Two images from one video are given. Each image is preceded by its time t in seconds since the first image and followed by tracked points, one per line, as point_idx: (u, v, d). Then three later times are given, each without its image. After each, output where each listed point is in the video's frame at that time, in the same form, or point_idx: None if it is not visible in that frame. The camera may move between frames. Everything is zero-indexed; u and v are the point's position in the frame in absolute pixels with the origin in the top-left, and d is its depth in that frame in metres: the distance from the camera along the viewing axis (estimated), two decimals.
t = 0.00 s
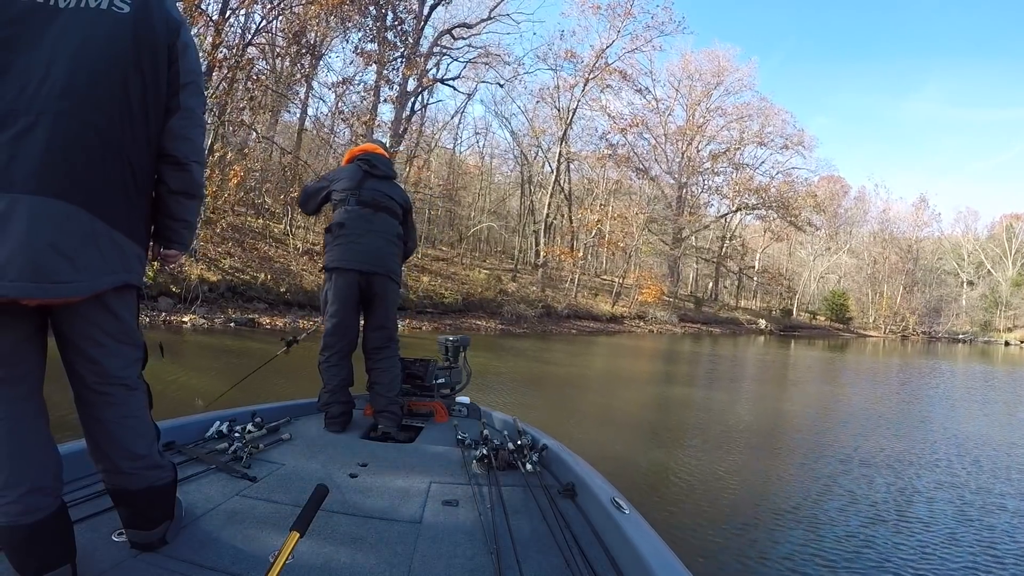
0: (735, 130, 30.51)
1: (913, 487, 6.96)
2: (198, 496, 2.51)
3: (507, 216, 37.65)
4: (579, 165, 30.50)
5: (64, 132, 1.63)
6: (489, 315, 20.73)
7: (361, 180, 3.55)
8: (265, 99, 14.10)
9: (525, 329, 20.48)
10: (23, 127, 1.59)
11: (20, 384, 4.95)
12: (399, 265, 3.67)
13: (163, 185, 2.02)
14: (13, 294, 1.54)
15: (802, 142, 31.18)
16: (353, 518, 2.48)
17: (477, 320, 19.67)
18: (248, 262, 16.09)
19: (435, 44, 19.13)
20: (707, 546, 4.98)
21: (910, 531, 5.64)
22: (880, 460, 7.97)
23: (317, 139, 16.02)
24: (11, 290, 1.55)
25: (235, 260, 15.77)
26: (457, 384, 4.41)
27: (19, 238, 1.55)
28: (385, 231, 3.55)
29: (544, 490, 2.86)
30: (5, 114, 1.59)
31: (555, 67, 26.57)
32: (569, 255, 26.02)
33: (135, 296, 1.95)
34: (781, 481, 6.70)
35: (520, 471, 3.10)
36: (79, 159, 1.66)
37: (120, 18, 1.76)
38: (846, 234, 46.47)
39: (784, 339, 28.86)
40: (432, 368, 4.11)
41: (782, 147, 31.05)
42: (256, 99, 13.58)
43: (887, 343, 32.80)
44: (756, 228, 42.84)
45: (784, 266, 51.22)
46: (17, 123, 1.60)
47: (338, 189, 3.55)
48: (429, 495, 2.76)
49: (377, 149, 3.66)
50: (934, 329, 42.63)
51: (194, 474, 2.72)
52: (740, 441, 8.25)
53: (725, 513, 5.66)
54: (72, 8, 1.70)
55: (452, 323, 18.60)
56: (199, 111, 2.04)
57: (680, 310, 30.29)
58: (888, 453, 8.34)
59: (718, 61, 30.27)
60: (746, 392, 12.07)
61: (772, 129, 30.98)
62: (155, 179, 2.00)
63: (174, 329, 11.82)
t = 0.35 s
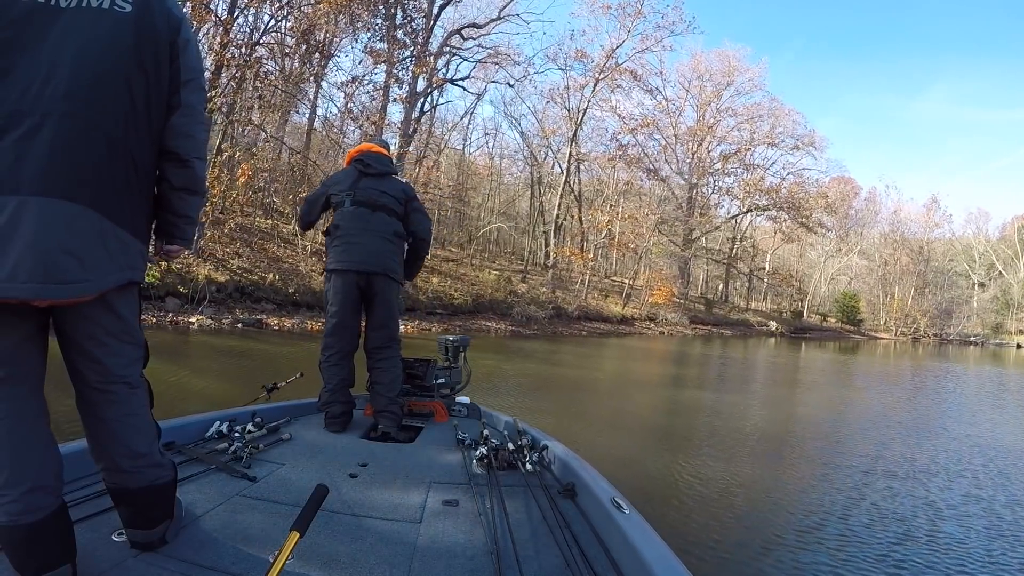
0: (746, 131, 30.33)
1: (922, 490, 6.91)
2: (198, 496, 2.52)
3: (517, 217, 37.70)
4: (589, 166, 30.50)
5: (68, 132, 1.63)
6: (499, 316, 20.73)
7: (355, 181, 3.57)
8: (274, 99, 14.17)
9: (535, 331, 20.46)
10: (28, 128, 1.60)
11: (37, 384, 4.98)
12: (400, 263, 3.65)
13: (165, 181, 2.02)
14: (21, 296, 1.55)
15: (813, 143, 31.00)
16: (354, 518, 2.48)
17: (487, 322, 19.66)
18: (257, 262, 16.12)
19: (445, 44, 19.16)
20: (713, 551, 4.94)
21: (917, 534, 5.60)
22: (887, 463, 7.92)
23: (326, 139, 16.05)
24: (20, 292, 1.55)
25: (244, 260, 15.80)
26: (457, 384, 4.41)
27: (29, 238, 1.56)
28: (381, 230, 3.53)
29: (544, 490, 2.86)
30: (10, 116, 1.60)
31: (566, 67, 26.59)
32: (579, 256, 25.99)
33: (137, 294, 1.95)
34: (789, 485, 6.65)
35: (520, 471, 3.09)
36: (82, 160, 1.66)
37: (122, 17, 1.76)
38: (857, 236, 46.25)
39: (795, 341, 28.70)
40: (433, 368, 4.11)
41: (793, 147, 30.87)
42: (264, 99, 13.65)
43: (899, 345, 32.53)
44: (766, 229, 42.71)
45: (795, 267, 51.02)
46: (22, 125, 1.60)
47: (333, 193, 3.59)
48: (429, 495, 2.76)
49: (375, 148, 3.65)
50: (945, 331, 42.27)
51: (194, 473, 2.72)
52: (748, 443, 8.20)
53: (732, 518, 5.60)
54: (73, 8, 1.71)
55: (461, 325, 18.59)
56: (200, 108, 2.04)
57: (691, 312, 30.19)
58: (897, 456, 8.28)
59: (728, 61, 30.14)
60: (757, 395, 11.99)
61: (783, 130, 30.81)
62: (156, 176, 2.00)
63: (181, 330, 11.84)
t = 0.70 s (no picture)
0: (755, 129, 30.13)
1: (930, 492, 6.88)
2: (199, 496, 2.52)
3: (526, 217, 37.70)
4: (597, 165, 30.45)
5: (70, 133, 1.63)
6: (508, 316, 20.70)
7: (356, 180, 3.55)
8: (282, 98, 14.19)
9: (545, 331, 20.41)
10: (27, 127, 1.59)
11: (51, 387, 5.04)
12: (399, 263, 3.65)
13: (164, 180, 2.03)
14: (22, 295, 1.55)
15: (823, 141, 30.80)
16: (353, 518, 2.48)
17: (496, 322, 19.64)
18: (265, 262, 16.14)
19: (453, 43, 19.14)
20: (719, 552, 4.89)
21: (923, 535, 5.57)
22: (894, 464, 7.86)
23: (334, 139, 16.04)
24: (21, 291, 1.55)
25: (251, 261, 15.84)
26: (457, 384, 4.41)
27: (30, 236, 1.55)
28: (382, 231, 3.53)
29: (544, 490, 2.86)
30: (11, 114, 1.59)
31: (574, 66, 26.56)
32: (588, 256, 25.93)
33: (136, 293, 1.95)
34: (796, 487, 6.60)
35: (520, 471, 3.09)
36: (82, 161, 1.66)
37: (122, 16, 1.76)
38: (868, 235, 45.98)
39: (806, 342, 28.53)
40: (432, 368, 4.11)
41: (803, 145, 30.65)
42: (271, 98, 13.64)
43: (911, 345, 32.29)
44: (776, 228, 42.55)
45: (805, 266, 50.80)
46: (21, 124, 1.60)
47: (333, 189, 3.55)
48: (429, 495, 2.75)
49: (377, 145, 3.63)
50: (957, 330, 41.92)
51: (194, 473, 2.72)
52: (756, 444, 8.14)
53: (739, 519, 5.55)
54: (73, 7, 1.70)
55: (471, 325, 18.57)
56: (199, 108, 2.03)
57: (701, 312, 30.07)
58: (905, 458, 8.22)
59: (737, 59, 29.98)
60: (767, 396, 11.91)
61: (793, 128, 30.62)
62: (155, 175, 2.00)
63: (189, 331, 11.86)
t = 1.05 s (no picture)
0: (764, 127, 30.00)
1: (938, 492, 6.83)
2: (199, 496, 2.52)
3: (534, 216, 37.70)
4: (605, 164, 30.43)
5: (70, 131, 1.62)
6: (518, 316, 20.69)
7: (354, 181, 3.55)
8: (289, 97, 14.21)
9: (555, 331, 20.38)
10: (27, 126, 1.58)
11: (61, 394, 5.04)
12: (401, 262, 3.63)
13: (162, 179, 2.02)
14: (23, 294, 1.55)
15: (833, 138, 30.65)
16: (354, 518, 2.47)
17: (506, 322, 19.63)
18: (273, 263, 16.17)
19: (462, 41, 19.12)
20: (727, 554, 4.85)
21: (927, 536, 5.54)
22: (900, 464, 7.82)
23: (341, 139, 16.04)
24: (20, 289, 1.55)
25: (259, 261, 15.87)
26: (457, 384, 4.41)
27: (30, 233, 1.55)
28: (381, 230, 3.53)
29: (544, 490, 2.85)
30: (10, 111, 1.58)
31: (582, 64, 26.56)
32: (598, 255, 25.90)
33: (135, 293, 1.95)
34: (803, 488, 6.56)
35: (519, 471, 3.09)
36: (82, 159, 1.65)
37: (122, 16, 1.76)
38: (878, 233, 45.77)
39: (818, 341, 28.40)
40: (432, 368, 4.11)
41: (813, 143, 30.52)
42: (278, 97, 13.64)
43: (922, 344, 32.12)
44: (785, 228, 42.42)
45: (815, 266, 50.64)
46: (22, 121, 1.59)
47: (333, 191, 3.57)
48: (428, 495, 2.75)
49: (374, 142, 3.62)
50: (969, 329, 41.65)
51: (194, 473, 2.73)
52: (765, 445, 8.09)
53: (746, 521, 5.51)
54: (73, 5, 1.69)
55: (480, 325, 18.58)
56: (198, 106, 2.03)
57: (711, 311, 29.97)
58: (912, 458, 8.18)
59: (745, 57, 29.89)
60: (777, 397, 11.85)
61: (802, 126, 30.48)
62: (154, 174, 2.00)
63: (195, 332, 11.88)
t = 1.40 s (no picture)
0: (774, 126, 29.89)
1: (944, 493, 6.77)
2: (199, 496, 2.53)
3: (542, 216, 37.71)
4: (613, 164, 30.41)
5: (70, 132, 1.62)
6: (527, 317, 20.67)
7: (351, 182, 3.56)
8: (296, 97, 14.21)
9: (565, 331, 20.37)
10: (27, 125, 1.59)
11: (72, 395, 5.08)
12: (403, 261, 3.62)
13: (164, 181, 2.03)
14: (22, 293, 1.55)
15: (843, 137, 30.52)
16: (354, 519, 2.47)
17: (515, 322, 19.65)
18: (280, 263, 16.21)
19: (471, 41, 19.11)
20: (732, 554, 4.82)
21: (933, 536, 5.52)
22: (906, 464, 7.79)
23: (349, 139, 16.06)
24: (19, 289, 1.55)
25: (266, 262, 15.91)
26: (457, 384, 4.41)
27: (31, 233, 1.56)
28: (379, 231, 3.52)
29: (544, 490, 2.85)
30: (11, 110, 1.58)
31: (591, 63, 26.56)
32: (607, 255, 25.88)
33: (135, 294, 1.95)
34: (807, 488, 6.52)
35: (520, 472, 3.08)
36: (82, 160, 1.65)
37: (125, 16, 1.76)
38: (888, 233, 45.62)
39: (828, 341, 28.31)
40: (433, 368, 4.11)
41: (822, 142, 30.42)
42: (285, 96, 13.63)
43: (932, 345, 32.00)
44: (794, 228, 42.34)
45: (824, 266, 50.51)
46: (22, 121, 1.58)
47: (332, 193, 3.59)
48: (428, 495, 2.74)
49: (372, 142, 3.62)
50: (979, 329, 41.45)
51: (194, 473, 2.73)
52: (772, 447, 8.05)
53: (751, 522, 5.48)
54: (76, 6, 1.68)
55: (489, 326, 18.58)
56: (200, 108, 2.02)
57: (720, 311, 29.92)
58: (919, 458, 8.15)
59: (754, 56, 29.82)
60: (786, 398, 11.79)
61: (811, 125, 30.37)
62: (155, 175, 2.00)
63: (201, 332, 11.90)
